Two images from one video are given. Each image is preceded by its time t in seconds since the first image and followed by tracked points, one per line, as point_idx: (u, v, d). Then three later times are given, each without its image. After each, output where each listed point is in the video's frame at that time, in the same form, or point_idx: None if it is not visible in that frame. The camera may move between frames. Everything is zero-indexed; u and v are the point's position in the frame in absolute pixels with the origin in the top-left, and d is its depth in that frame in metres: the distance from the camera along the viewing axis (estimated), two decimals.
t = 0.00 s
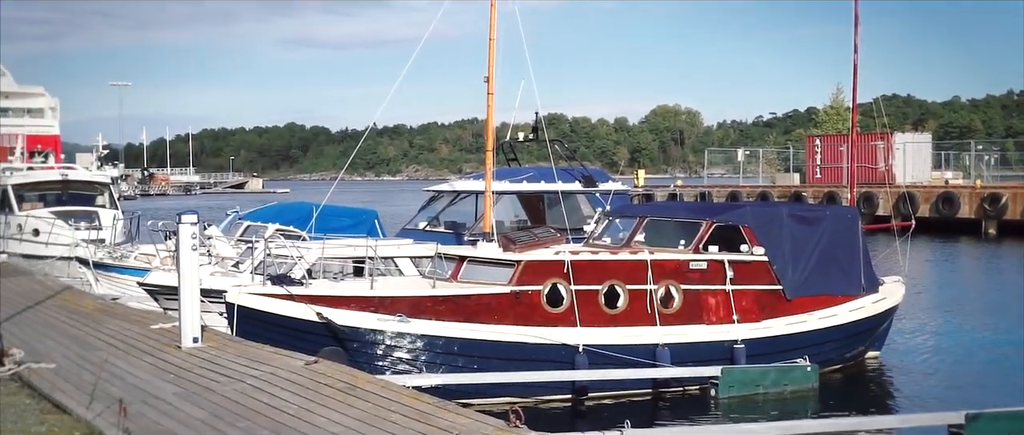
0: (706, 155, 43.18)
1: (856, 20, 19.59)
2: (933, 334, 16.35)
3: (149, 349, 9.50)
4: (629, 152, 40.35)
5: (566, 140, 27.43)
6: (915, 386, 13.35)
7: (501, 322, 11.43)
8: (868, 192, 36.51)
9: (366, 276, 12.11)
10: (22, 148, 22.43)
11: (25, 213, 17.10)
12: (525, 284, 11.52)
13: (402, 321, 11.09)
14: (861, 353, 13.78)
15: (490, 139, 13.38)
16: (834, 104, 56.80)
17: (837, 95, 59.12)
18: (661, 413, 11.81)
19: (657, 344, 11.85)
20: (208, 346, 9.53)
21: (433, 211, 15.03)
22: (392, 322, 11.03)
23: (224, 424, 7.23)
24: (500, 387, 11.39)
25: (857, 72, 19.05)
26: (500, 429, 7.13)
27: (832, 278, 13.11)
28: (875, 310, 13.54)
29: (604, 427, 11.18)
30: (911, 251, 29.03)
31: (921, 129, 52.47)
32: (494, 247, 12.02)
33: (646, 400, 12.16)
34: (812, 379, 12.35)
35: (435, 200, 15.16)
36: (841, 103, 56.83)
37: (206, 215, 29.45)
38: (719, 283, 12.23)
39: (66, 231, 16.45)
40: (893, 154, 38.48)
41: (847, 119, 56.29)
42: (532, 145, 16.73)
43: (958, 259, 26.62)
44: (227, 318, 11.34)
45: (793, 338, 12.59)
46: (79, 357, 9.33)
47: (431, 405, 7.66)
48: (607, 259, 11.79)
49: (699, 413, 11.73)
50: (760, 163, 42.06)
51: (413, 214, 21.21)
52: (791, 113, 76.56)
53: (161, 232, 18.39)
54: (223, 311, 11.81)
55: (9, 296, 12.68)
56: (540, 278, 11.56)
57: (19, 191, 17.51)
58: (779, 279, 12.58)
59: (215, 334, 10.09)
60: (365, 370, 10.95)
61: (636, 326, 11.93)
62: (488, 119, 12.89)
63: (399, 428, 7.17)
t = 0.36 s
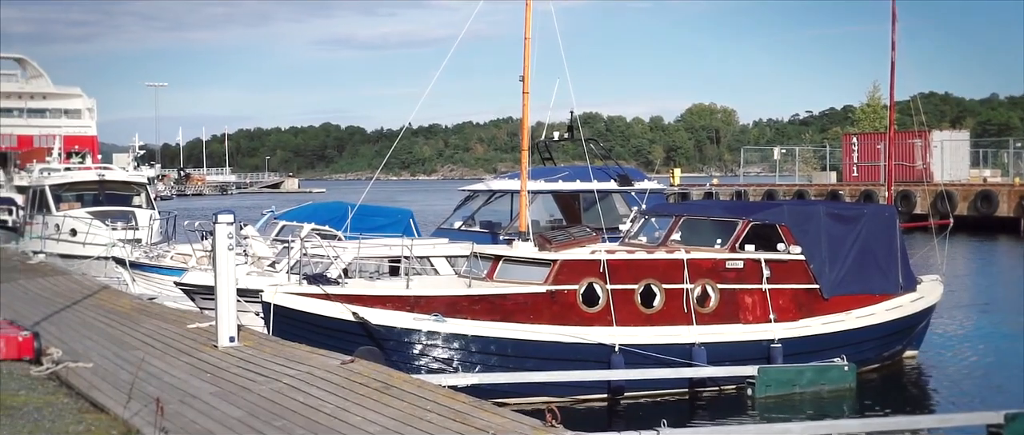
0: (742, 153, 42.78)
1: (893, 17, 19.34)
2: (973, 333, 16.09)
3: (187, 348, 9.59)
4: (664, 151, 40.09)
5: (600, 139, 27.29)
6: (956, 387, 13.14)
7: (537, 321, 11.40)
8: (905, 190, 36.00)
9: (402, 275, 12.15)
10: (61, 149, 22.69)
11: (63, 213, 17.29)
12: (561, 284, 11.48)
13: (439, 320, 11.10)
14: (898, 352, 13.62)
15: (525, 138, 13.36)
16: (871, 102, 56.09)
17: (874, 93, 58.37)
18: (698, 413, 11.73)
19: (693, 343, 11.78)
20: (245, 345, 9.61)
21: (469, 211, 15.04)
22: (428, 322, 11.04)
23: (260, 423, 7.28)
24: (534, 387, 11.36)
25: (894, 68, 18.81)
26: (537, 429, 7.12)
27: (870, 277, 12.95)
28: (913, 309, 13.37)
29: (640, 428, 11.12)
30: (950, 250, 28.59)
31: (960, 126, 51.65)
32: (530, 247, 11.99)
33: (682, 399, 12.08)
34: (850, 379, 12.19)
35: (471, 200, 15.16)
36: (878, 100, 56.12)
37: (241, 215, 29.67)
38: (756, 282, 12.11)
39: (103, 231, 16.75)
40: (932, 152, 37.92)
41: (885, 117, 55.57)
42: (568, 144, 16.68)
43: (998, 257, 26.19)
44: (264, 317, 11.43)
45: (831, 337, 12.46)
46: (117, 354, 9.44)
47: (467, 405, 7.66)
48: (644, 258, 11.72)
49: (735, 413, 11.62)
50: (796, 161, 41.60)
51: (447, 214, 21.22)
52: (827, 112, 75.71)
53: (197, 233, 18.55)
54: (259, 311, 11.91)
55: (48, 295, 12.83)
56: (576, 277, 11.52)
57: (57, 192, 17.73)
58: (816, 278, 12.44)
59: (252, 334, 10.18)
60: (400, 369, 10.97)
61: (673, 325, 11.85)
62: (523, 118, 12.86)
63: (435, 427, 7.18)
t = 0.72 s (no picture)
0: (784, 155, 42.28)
1: (939, 16, 19.04)
2: (1019, 337, 15.81)
3: (229, 348, 9.67)
4: (706, 153, 39.77)
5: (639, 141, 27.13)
6: (1003, 391, 12.92)
7: (578, 322, 11.36)
8: (950, 191, 35.35)
9: (443, 276, 12.17)
10: (105, 149, 22.98)
11: (106, 213, 17.51)
12: (602, 285, 11.42)
13: (480, 321, 11.09)
14: (943, 355, 13.42)
15: (565, 139, 13.32)
16: (914, 103, 55.27)
17: (917, 94, 57.48)
18: (740, 415, 11.64)
19: (735, 345, 11.68)
20: (286, 345, 9.68)
21: (510, 212, 15.04)
22: (470, 323, 11.04)
23: (302, 423, 7.33)
24: (574, 388, 11.32)
25: (939, 69, 18.54)
26: (578, 429, 7.09)
27: (913, 279, 12.74)
28: (958, 311, 13.16)
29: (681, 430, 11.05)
30: (996, 253, 28.07)
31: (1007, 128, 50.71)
32: (571, 247, 11.95)
33: (725, 401, 11.99)
34: (894, 381, 12.00)
35: (512, 200, 15.15)
36: (921, 102, 55.29)
37: (282, 216, 29.87)
38: (798, 284, 11.97)
39: (146, 231, 17.00)
40: (977, 153, 37.26)
41: (929, 118, 54.70)
42: (609, 145, 16.61)
43: None
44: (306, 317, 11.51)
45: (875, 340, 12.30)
46: (161, 354, 9.56)
47: (508, 406, 7.65)
48: (685, 259, 11.63)
49: (777, 415, 11.53)
50: (838, 163, 41.07)
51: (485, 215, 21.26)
52: (869, 113, 74.70)
53: (238, 233, 18.71)
54: (301, 311, 12.00)
55: (92, 294, 12.99)
56: (618, 278, 11.46)
57: (101, 192, 17.96)
58: (858, 280, 12.27)
59: (293, 334, 10.25)
60: (442, 370, 10.98)
61: (715, 327, 11.75)
62: (565, 119, 12.82)
63: (476, 427, 7.18)
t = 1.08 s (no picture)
0: (815, 153, 41.83)
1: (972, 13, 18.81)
2: None
3: (261, 345, 9.74)
4: (736, 150, 39.42)
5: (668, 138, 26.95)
6: None
7: (608, 320, 11.32)
8: (982, 189, 34.87)
9: (473, 274, 12.17)
10: (138, 147, 23.22)
11: (138, 211, 17.68)
12: (632, 283, 11.38)
13: (510, 319, 11.08)
14: (976, 353, 13.26)
15: (595, 137, 13.28)
16: (948, 101, 54.51)
17: (951, 91, 56.67)
18: (770, 413, 11.56)
19: (766, 344, 11.60)
20: (317, 342, 9.73)
21: (540, 209, 15.00)
22: (500, 321, 11.04)
23: (333, 420, 7.36)
24: (604, 386, 11.28)
25: (973, 65, 18.28)
26: (609, 428, 7.05)
27: (946, 278, 12.56)
28: (992, 310, 12.99)
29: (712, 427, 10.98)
30: None
31: None
32: (601, 245, 11.92)
33: (755, 399, 11.91)
34: (926, 380, 11.92)
35: (542, 198, 15.11)
36: (954, 99, 54.53)
37: (312, 214, 29.99)
38: (830, 283, 11.86)
39: (178, 229, 17.16)
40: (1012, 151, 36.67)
41: (963, 115, 53.93)
42: (639, 142, 16.51)
43: None
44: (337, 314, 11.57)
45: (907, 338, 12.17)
46: (193, 351, 9.64)
47: (538, 404, 7.64)
48: (715, 257, 11.56)
49: (809, 412, 11.44)
50: (870, 160, 40.58)
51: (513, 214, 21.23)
52: (902, 111, 73.75)
53: (269, 231, 18.84)
54: (331, 308, 12.09)
55: (124, 292, 13.12)
56: (648, 277, 11.42)
57: (133, 190, 18.14)
58: (891, 278, 12.12)
59: (324, 331, 10.31)
60: (472, 368, 10.98)
61: (745, 325, 11.67)
62: (595, 117, 12.79)
63: (506, 425, 7.18)
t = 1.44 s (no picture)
0: (850, 153, 41.37)
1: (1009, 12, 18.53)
2: None
3: (294, 345, 9.80)
4: (769, 151, 39.09)
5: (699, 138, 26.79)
6: None
7: (641, 321, 11.26)
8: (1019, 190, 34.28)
9: (506, 274, 12.18)
10: (172, 147, 23.43)
11: (173, 210, 17.87)
12: (665, 284, 11.31)
13: (542, 319, 11.05)
14: (1010, 356, 13.09)
15: (628, 138, 13.23)
16: (984, 101, 53.70)
17: (988, 91, 55.79)
18: (804, 413, 11.46)
19: (800, 345, 11.54)
20: (350, 342, 9.78)
21: (573, 210, 14.97)
22: (532, 321, 11.01)
23: (366, 419, 7.39)
24: (636, 387, 11.24)
25: (1008, 66, 18.02)
26: (641, 429, 7.01)
27: (982, 279, 12.35)
28: None
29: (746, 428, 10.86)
30: None
31: None
32: (634, 246, 11.87)
33: (789, 401, 11.83)
34: (961, 382, 11.77)
35: (575, 199, 15.07)
36: (991, 99, 53.70)
37: (344, 213, 30.12)
38: (863, 284, 11.71)
39: (212, 228, 17.34)
40: None
41: (999, 116, 53.08)
42: (672, 142, 16.41)
43: None
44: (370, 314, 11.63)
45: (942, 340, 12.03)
46: (227, 349, 9.70)
47: (570, 404, 7.61)
48: (748, 258, 11.47)
49: (843, 414, 11.30)
50: (906, 161, 40.05)
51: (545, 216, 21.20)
52: (937, 111, 72.74)
53: (302, 230, 18.96)
54: (365, 308, 12.16)
55: (158, 290, 13.26)
56: (681, 277, 11.35)
57: (167, 189, 18.31)
58: (926, 279, 11.95)
59: (357, 330, 10.36)
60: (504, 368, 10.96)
61: (779, 327, 11.55)
62: (628, 117, 12.73)
63: (539, 425, 7.17)
